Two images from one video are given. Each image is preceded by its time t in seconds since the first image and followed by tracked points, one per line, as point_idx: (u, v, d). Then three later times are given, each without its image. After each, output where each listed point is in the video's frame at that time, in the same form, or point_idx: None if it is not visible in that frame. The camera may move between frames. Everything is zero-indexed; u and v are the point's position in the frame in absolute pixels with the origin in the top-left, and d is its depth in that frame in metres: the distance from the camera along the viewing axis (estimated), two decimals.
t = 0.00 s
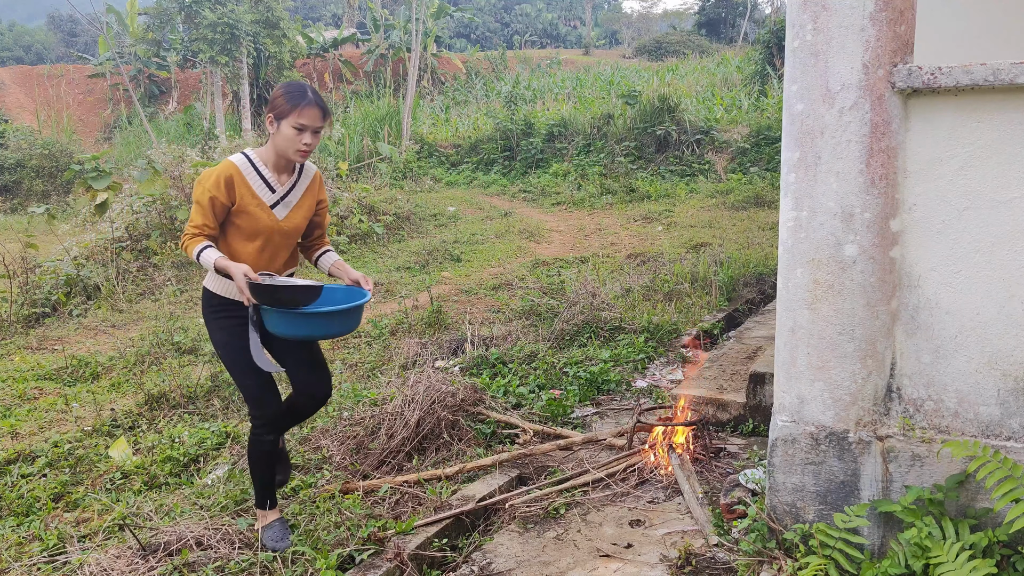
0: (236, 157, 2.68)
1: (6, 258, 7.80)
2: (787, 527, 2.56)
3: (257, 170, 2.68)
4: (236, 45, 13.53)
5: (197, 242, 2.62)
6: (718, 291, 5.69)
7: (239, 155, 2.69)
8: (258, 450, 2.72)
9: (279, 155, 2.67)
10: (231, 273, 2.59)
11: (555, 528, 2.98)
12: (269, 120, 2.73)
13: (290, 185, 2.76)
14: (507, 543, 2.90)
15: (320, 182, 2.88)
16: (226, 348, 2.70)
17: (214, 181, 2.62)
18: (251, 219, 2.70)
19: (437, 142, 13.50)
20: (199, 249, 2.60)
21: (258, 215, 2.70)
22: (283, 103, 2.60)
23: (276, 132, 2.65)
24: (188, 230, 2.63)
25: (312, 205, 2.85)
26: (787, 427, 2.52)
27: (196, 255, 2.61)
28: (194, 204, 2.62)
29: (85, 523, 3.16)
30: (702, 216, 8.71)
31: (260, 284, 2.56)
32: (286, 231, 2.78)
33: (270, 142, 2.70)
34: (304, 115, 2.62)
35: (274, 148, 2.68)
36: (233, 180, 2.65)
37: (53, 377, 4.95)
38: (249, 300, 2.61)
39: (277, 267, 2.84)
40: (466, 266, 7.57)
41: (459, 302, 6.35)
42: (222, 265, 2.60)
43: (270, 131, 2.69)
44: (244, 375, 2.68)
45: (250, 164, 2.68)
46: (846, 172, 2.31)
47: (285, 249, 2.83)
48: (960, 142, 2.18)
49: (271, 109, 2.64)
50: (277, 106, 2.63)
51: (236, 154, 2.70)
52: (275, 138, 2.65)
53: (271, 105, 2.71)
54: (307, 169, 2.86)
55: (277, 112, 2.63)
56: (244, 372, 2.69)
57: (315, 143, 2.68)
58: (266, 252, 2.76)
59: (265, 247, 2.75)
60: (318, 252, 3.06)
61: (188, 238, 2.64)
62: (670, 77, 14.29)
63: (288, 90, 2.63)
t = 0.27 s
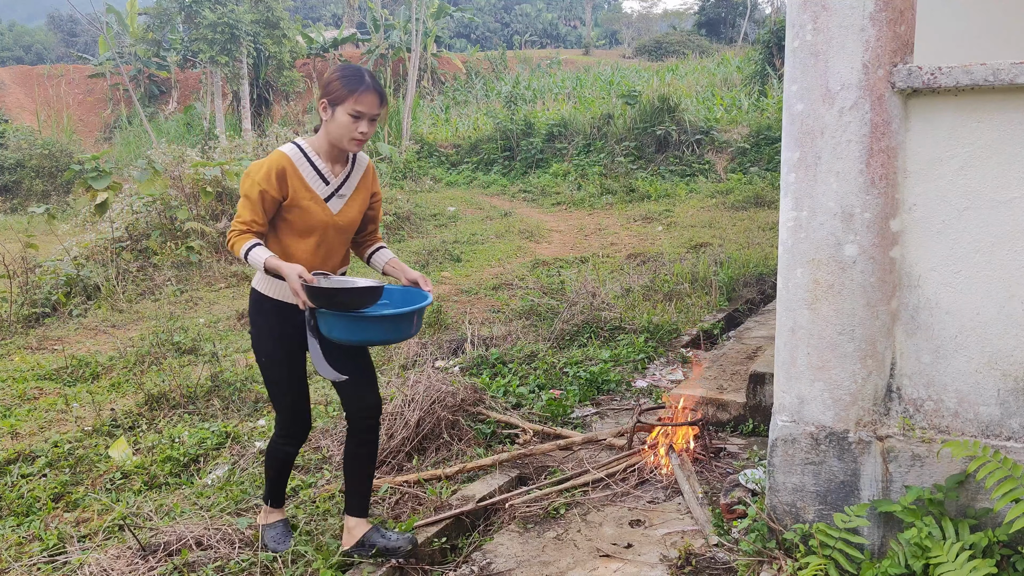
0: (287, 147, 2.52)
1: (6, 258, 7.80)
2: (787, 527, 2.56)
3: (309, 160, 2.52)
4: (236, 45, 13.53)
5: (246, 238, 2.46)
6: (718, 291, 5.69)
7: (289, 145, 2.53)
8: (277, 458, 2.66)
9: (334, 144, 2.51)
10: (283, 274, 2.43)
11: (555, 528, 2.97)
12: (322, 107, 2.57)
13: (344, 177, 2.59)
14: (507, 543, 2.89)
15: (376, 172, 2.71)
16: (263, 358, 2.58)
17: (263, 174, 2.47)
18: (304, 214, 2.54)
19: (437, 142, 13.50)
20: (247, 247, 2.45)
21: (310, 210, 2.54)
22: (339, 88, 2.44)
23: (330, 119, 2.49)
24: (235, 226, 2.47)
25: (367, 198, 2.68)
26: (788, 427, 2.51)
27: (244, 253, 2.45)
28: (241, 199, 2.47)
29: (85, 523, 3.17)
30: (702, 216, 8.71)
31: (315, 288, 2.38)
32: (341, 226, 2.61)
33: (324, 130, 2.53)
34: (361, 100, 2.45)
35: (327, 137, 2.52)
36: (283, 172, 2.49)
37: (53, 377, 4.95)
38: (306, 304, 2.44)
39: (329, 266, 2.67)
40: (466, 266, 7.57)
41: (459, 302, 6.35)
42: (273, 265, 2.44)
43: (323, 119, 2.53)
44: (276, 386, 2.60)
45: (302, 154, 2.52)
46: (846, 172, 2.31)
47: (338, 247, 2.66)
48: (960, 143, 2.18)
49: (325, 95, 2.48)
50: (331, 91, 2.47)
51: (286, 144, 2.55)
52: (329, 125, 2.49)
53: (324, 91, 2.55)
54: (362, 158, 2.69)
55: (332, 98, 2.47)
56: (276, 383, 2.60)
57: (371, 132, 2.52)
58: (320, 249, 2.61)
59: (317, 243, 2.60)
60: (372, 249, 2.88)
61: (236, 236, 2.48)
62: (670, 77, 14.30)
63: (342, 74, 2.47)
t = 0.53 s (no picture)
0: (343, 145, 2.45)
1: (5, 258, 7.80)
2: (787, 527, 2.56)
3: (368, 159, 2.45)
4: (235, 45, 13.53)
5: (302, 242, 2.38)
6: (718, 291, 5.69)
7: (345, 142, 2.45)
8: (371, 444, 2.46)
9: (395, 142, 2.45)
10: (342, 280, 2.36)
11: (555, 528, 2.98)
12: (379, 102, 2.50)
13: (401, 176, 2.54)
14: (507, 543, 2.90)
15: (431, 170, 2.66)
16: (328, 352, 2.51)
17: (320, 175, 2.39)
18: (360, 215, 2.47)
19: (438, 142, 13.50)
20: (303, 251, 2.37)
21: (367, 210, 2.48)
22: (403, 83, 2.37)
23: (392, 116, 2.42)
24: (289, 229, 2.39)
25: (423, 198, 2.64)
26: (787, 427, 2.51)
27: (298, 259, 2.37)
28: (296, 200, 2.38)
29: (85, 523, 3.16)
30: (701, 216, 8.71)
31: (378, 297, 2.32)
32: (397, 227, 2.56)
33: (383, 127, 2.47)
34: (427, 97, 2.39)
35: (387, 133, 2.46)
36: (341, 173, 2.42)
37: (53, 377, 4.95)
38: (367, 316, 2.36)
39: (382, 267, 2.63)
40: (466, 266, 7.57)
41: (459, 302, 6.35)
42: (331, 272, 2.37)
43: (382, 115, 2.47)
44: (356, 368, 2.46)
45: (359, 152, 2.45)
46: (846, 172, 2.31)
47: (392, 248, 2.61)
48: (960, 143, 2.18)
49: (387, 90, 2.41)
50: (393, 86, 2.40)
51: (341, 141, 2.47)
52: (390, 122, 2.42)
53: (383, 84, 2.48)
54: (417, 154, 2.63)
55: (394, 93, 2.40)
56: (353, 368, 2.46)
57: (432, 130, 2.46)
58: (374, 251, 2.55)
59: (372, 245, 2.53)
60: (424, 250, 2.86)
61: (291, 240, 2.39)
62: (670, 77, 14.30)
63: (406, 68, 2.39)
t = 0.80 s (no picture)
0: (406, 150, 2.30)
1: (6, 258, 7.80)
2: (787, 527, 2.56)
3: (433, 165, 2.31)
4: (235, 45, 13.53)
5: (366, 260, 2.26)
6: (718, 291, 5.69)
7: (409, 147, 2.31)
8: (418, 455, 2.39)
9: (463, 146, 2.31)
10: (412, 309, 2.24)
11: (555, 528, 2.98)
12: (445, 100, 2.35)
13: (467, 182, 2.40)
14: (507, 543, 2.90)
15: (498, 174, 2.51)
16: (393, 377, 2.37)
17: (384, 185, 2.25)
18: (424, 227, 2.33)
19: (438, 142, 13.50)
20: (366, 271, 2.25)
21: (430, 223, 2.34)
22: (474, 83, 2.22)
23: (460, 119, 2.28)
24: (351, 244, 2.27)
25: (488, 204, 2.50)
26: (788, 427, 2.51)
27: (361, 279, 2.26)
28: (358, 214, 2.25)
29: (85, 523, 3.17)
30: (701, 216, 8.71)
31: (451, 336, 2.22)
32: (461, 237, 2.42)
33: (450, 130, 2.32)
34: (498, 99, 2.24)
35: (453, 137, 2.32)
36: (406, 182, 2.28)
37: (53, 377, 4.95)
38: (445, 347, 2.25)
39: (444, 278, 2.50)
40: (466, 266, 7.57)
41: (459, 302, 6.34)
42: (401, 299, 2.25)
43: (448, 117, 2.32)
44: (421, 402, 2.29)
45: (424, 157, 2.31)
46: (846, 173, 2.31)
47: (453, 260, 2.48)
48: (960, 143, 2.18)
49: (455, 91, 2.26)
50: (462, 86, 2.25)
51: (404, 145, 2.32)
52: (458, 125, 2.28)
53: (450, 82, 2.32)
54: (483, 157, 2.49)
55: (463, 95, 2.25)
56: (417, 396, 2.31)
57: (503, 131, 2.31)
58: (437, 262, 2.42)
59: (435, 257, 2.40)
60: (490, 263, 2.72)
61: (354, 255, 2.27)
62: (670, 77, 14.30)
63: (475, 65, 2.24)
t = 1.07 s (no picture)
0: (502, 190, 2.08)
1: (6, 257, 7.80)
2: (787, 527, 2.56)
3: (523, 208, 2.11)
4: (235, 45, 13.53)
5: (453, 308, 2.06)
6: (718, 291, 5.68)
7: (505, 186, 2.09)
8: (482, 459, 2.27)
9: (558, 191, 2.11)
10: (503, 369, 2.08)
11: (555, 528, 2.97)
12: (544, 137, 2.13)
13: (552, 222, 2.22)
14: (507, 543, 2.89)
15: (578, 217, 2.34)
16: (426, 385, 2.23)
17: (478, 229, 2.04)
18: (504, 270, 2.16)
19: (438, 142, 13.50)
20: (454, 323, 2.05)
21: (511, 265, 2.17)
22: (591, 133, 2.01)
23: (565, 165, 2.07)
24: (436, 292, 2.05)
25: (563, 246, 2.34)
26: (788, 427, 2.51)
27: (447, 331, 2.06)
28: (447, 259, 2.03)
29: (84, 523, 3.16)
30: (702, 216, 8.70)
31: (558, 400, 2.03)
32: (529, 280, 2.28)
33: (548, 172, 2.12)
34: (613, 150, 2.04)
35: (552, 180, 2.12)
36: (499, 226, 2.08)
37: (53, 378, 4.94)
38: (546, 413, 2.08)
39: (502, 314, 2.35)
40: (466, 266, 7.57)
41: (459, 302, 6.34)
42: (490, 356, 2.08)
43: (549, 157, 2.11)
44: (459, 416, 2.15)
45: (517, 198, 2.10)
46: (846, 172, 2.30)
47: (522, 297, 2.32)
48: (961, 143, 2.18)
49: (565, 134, 2.04)
50: (574, 131, 2.03)
51: (497, 181, 2.10)
52: (563, 173, 2.08)
53: (554, 120, 2.10)
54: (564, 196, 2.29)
55: (574, 141, 2.04)
56: (455, 411, 2.16)
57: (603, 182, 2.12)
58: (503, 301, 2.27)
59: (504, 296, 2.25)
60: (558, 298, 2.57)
61: (436, 299, 2.06)
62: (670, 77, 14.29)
63: (586, 108, 2.03)
